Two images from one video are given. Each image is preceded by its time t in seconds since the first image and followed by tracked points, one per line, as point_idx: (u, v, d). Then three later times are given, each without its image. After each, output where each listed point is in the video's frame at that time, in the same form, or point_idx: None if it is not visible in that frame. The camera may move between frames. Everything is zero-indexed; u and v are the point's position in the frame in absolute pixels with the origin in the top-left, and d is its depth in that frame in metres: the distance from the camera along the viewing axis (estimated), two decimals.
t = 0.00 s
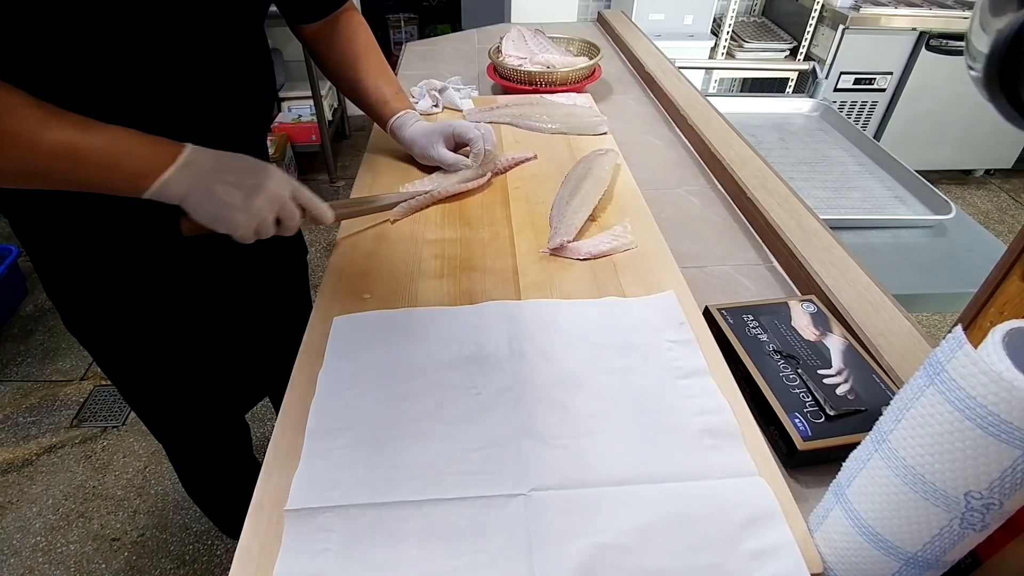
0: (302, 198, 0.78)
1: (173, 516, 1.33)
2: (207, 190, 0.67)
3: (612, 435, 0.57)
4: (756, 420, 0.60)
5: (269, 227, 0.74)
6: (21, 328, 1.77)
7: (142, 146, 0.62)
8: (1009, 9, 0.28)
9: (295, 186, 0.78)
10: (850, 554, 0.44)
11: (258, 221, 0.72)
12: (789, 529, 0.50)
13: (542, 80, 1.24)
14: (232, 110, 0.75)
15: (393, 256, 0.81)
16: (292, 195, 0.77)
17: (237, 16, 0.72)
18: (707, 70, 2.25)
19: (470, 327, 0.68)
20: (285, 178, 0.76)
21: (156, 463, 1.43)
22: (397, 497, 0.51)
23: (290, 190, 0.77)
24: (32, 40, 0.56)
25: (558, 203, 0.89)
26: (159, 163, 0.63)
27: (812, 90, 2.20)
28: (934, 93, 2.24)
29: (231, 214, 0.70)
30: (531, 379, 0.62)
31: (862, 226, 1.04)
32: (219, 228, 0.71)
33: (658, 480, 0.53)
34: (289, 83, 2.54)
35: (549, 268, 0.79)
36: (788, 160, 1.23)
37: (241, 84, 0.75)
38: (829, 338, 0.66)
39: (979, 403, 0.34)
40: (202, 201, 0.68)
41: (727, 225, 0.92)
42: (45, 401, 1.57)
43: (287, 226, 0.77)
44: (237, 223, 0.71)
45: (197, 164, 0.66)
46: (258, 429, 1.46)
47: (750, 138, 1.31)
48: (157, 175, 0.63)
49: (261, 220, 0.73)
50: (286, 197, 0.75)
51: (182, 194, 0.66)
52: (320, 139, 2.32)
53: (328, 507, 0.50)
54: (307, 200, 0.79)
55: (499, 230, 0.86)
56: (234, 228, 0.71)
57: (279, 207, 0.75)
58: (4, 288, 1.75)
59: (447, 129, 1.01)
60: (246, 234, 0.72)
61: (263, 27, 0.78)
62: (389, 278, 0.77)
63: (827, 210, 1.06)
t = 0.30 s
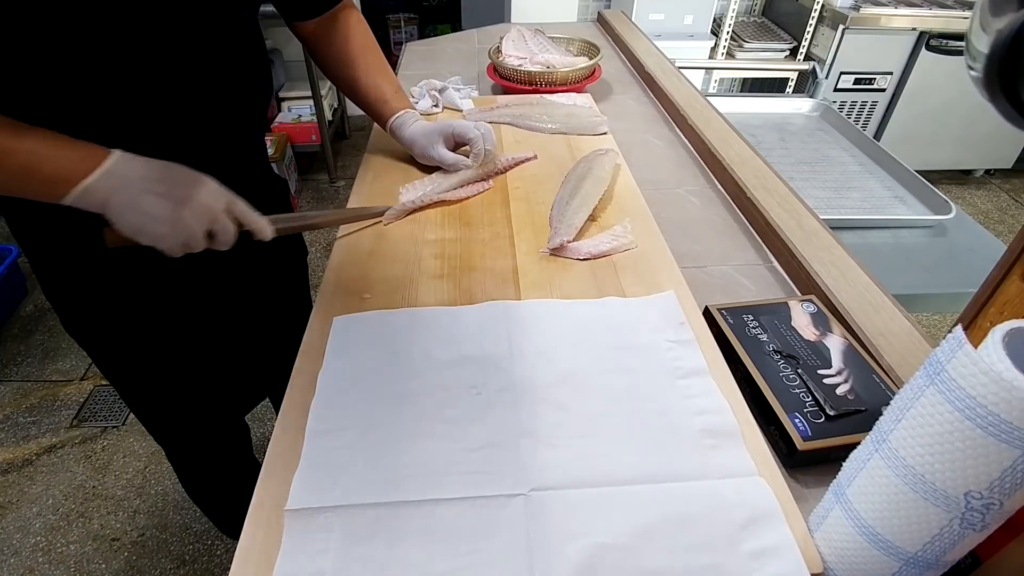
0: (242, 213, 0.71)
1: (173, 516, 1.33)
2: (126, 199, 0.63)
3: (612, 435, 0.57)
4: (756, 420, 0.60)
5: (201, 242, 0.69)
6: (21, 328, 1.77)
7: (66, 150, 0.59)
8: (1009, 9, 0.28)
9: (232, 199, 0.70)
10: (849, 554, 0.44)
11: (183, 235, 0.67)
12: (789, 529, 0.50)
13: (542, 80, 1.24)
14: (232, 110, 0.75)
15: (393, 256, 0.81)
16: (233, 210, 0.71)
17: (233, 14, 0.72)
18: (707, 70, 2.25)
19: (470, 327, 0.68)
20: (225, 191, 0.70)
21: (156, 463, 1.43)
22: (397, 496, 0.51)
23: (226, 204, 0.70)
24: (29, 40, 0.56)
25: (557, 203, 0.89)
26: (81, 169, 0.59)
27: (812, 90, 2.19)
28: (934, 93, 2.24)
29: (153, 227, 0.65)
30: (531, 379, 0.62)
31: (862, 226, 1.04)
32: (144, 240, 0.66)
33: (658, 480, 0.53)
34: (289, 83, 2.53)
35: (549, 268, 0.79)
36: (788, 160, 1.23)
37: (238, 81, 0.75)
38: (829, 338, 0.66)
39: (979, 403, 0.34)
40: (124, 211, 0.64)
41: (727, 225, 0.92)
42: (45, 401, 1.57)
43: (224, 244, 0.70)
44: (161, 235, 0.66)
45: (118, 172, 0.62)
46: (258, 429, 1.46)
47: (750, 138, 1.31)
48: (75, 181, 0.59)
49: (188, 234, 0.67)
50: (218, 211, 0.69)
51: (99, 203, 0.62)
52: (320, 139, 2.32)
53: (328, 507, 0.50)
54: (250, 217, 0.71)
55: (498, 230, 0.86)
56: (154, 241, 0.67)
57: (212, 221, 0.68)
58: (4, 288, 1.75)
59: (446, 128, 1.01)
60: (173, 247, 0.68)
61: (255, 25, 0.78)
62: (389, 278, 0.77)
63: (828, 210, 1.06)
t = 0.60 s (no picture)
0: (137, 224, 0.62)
1: (173, 516, 1.33)
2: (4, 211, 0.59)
3: (612, 435, 0.57)
4: (756, 420, 0.60)
5: (90, 256, 0.61)
6: (21, 328, 1.77)
7: None
8: (1009, 9, 0.28)
9: (126, 209, 0.62)
10: (849, 554, 0.44)
11: (69, 249, 0.60)
12: (789, 529, 0.50)
13: (542, 80, 1.24)
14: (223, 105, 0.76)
15: (393, 256, 0.81)
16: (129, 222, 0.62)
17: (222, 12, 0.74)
18: (707, 70, 2.25)
19: (470, 327, 0.68)
20: (122, 201, 0.62)
21: (156, 463, 1.43)
22: (396, 496, 0.51)
23: (120, 215, 0.62)
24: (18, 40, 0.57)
25: (557, 203, 0.89)
26: None
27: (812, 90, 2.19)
28: (934, 93, 2.24)
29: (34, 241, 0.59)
30: (531, 379, 0.62)
31: (861, 226, 1.04)
32: (27, 256, 0.60)
33: (658, 480, 0.53)
34: (289, 83, 2.53)
35: (549, 268, 0.79)
36: (788, 160, 1.23)
37: (230, 75, 0.76)
38: (829, 338, 0.66)
39: (979, 404, 0.34)
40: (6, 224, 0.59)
41: (727, 225, 0.92)
42: (45, 401, 1.57)
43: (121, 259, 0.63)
44: (40, 250, 0.59)
45: None
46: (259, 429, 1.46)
47: (749, 138, 1.31)
48: None
49: (75, 248, 0.60)
50: (108, 221, 0.61)
51: None
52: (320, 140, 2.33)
53: (328, 507, 0.50)
54: (150, 230, 0.61)
55: (498, 230, 0.86)
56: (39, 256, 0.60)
57: (101, 234, 0.61)
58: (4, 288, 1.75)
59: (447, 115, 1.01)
60: (60, 264, 0.61)
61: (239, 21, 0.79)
62: (389, 278, 0.77)
63: (827, 210, 1.06)
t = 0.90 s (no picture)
0: (127, 197, 0.59)
1: (173, 516, 1.33)
2: None
3: (612, 435, 0.57)
4: (756, 420, 0.60)
5: (83, 236, 0.59)
6: (21, 328, 1.77)
7: None
8: (1009, 9, 0.28)
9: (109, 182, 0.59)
10: (850, 554, 0.44)
11: (60, 232, 0.59)
12: (789, 529, 0.50)
13: (541, 80, 1.24)
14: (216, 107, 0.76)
15: (393, 256, 0.81)
16: (115, 196, 0.59)
17: (226, 11, 0.75)
18: (707, 70, 2.25)
19: (470, 327, 0.68)
20: (102, 174, 0.59)
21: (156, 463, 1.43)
22: (397, 497, 0.51)
23: (102, 190, 0.59)
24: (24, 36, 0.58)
25: (557, 203, 0.89)
26: None
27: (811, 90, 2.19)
28: (934, 93, 2.24)
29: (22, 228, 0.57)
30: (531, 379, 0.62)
31: (861, 226, 1.04)
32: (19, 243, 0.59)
33: (658, 480, 0.53)
34: (289, 83, 2.54)
35: (549, 268, 0.79)
36: (788, 160, 1.23)
37: (229, 71, 0.76)
38: (829, 338, 0.66)
39: (979, 404, 0.34)
40: None
41: (727, 225, 0.92)
42: (45, 401, 1.57)
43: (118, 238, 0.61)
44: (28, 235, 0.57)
45: None
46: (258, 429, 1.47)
47: (749, 138, 1.31)
48: None
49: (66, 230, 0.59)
50: (92, 199, 0.58)
51: None
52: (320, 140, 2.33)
53: (328, 507, 0.50)
54: (143, 206, 0.58)
55: (498, 230, 0.86)
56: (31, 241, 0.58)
57: (87, 213, 0.58)
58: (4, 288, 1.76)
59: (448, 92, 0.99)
60: (56, 247, 0.60)
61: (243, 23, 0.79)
62: (389, 278, 0.77)
63: (827, 210, 1.06)
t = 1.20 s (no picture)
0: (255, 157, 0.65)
1: (173, 516, 1.33)
2: (124, 158, 0.57)
3: (613, 435, 0.57)
4: (756, 420, 0.60)
5: (215, 196, 0.63)
6: (21, 328, 1.77)
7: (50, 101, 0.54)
8: (1009, 10, 0.28)
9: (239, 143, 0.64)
10: (850, 554, 0.44)
11: (196, 192, 0.62)
12: (789, 529, 0.50)
13: (542, 80, 1.24)
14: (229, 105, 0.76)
15: (393, 256, 0.81)
16: (243, 156, 0.65)
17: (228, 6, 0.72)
18: (707, 70, 2.25)
19: (470, 327, 0.68)
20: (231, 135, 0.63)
21: (156, 463, 1.44)
22: (397, 497, 0.51)
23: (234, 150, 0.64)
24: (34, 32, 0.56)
25: (558, 203, 0.89)
26: (55, 131, 0.53)
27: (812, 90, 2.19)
28: (934, 93, 2.24)
29: (160, 187, 0.59)
30: (531, 379, 0.62)
31: (861, 226, 1.04)
32: (152, 204, 0.60)
33: (658, 480, 0.53)
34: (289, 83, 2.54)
35: (550, 267, 0.79)
36: (788, 160, 1.23)
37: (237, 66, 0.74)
38: (829, 338, 0.66)
39: (979, 404, 0.34)
40: (132, 170, 0.57)
41: (727, 225, 0.92)
42: (45, 400, 1.57)
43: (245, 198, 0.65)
44: (168, 196, 0.60)
45: (106, 134, 0.55)
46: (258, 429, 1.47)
47: (749, 138, 1.31)
48: (55, 144, 0.54)
49: (199, 189, 0.62)
50: (228, 159, 0.63)
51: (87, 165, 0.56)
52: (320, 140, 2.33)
53: (328, 507, 0.50)
54: (271, 165, 0.66)
55: (499, 230, 0.86)
56: (167, 201, 0.60)
57: (223, 173, 0.63)
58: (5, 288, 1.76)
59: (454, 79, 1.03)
60: (190, 207, 0.62)
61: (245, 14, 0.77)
62: (390, 278, 0.77)
63: (828, 210, 1.06)
